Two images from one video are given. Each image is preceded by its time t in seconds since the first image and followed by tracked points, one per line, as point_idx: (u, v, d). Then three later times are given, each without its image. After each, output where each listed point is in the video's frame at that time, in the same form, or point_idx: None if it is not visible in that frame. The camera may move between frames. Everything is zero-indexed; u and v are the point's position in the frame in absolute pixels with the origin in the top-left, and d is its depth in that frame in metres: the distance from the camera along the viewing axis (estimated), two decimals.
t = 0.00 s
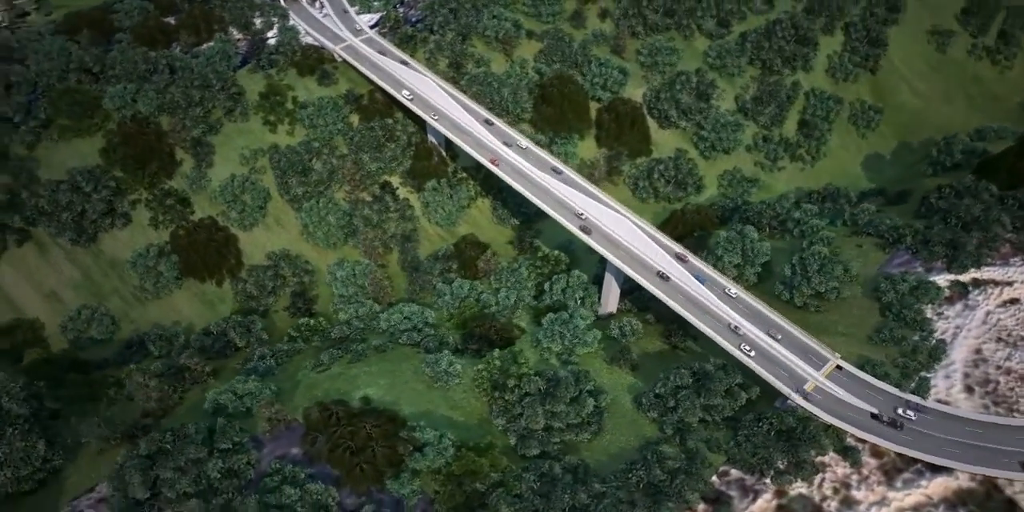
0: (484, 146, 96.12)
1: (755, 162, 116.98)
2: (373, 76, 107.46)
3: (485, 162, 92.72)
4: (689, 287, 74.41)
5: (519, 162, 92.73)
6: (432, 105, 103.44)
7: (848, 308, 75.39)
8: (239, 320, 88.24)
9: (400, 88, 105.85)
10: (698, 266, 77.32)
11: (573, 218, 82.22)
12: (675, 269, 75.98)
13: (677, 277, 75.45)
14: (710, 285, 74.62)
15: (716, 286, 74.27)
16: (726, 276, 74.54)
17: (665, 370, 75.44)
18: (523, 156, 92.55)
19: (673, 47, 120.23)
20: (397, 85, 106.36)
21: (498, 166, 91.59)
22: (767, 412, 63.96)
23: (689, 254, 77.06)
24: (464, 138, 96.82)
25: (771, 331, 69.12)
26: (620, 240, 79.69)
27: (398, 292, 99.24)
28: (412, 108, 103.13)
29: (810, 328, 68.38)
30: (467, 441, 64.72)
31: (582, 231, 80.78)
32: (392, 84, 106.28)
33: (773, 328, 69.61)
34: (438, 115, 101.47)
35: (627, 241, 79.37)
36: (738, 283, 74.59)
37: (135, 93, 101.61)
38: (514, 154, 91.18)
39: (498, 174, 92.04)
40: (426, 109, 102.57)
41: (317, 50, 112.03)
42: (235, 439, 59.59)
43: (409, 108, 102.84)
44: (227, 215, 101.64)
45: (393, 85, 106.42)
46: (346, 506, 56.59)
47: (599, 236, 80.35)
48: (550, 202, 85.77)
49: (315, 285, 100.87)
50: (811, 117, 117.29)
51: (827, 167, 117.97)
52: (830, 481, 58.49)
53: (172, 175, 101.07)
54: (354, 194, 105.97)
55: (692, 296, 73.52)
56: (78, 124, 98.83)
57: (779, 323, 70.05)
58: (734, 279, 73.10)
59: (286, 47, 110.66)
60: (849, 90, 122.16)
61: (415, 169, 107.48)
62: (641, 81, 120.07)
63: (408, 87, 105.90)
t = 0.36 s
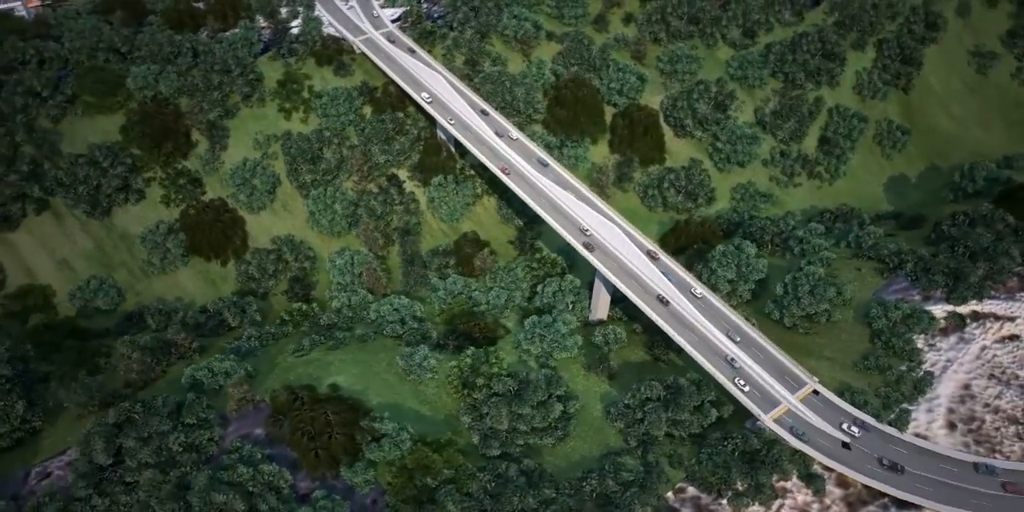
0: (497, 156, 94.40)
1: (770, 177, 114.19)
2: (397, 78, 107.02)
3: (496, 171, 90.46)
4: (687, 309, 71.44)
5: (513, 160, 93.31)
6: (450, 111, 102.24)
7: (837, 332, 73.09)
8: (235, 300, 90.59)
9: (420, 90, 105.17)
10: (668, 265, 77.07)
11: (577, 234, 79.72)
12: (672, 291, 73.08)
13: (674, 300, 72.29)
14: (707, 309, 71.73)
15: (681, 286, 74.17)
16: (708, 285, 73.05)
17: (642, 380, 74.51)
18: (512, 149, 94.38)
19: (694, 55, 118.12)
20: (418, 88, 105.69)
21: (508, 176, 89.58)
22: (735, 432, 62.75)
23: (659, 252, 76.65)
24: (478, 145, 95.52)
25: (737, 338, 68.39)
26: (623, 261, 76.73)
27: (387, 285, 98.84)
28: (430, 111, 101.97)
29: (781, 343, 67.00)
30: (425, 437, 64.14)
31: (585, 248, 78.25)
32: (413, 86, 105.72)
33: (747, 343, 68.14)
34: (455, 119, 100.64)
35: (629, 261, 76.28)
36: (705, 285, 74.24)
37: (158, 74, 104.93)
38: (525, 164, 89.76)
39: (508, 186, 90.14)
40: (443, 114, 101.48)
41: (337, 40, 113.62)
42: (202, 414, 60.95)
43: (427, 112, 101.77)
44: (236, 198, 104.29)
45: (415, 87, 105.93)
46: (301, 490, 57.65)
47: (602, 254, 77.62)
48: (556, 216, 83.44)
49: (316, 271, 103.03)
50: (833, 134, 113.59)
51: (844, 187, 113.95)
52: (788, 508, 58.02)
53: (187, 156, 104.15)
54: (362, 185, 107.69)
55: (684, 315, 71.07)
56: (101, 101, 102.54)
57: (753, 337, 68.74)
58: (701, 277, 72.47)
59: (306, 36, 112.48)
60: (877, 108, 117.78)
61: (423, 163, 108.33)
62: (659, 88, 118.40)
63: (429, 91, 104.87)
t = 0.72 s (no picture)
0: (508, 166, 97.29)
1: (784, 193, 111.31)
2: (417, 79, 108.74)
3: (506, 183, 93.59)
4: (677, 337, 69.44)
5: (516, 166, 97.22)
6: (467, 116, 105.03)
7: (823, 356, 71.09)
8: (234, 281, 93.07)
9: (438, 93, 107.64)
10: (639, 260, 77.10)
11: (579, 251, 76.56)
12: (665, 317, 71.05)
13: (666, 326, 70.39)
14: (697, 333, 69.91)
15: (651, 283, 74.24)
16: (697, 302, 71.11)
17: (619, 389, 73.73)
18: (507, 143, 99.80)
19: (715, 65, 115.82)
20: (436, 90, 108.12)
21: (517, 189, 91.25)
22: (699, 449, 61.95)
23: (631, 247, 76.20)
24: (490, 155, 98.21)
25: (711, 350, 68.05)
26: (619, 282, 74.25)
27: (383, 277, 99.30)
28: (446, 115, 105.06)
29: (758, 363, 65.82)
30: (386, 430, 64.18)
31: (584, 266, 75.30)
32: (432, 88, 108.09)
33: (726, 363, 67.02)
34: (468, 126, 103.62)
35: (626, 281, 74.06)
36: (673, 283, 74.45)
37: (181, 58, 108.24)
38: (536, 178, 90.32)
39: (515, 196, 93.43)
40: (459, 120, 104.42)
41: (357, 32, 115.08)
42: (173, 389, 62.85)
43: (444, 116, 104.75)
44: (248, 182, 107.00)
45: (432, 88, 108.22)
46: (258, 469, 58.87)
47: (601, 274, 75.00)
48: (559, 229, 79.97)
49: (318, 258, 105.03)
50: (853, 153, 109.84)
51: (861, 209, 110.27)
52: None
53: (204, 138, 107.48)
54: (370, 176, 108.98)
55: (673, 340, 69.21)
56: (126, 80, 106.29)
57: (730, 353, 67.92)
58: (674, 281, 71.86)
59: (328, 27, 114.27)
60: (904, 129, 113.44)
61: (431, 158, 108.72)
62: (677, 96, 116.59)
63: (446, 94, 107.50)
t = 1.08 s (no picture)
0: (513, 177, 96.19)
1: (797, 210, 108.29)
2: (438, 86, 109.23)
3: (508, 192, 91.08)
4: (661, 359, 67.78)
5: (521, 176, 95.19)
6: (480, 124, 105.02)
7: (804, 379, 69.27)
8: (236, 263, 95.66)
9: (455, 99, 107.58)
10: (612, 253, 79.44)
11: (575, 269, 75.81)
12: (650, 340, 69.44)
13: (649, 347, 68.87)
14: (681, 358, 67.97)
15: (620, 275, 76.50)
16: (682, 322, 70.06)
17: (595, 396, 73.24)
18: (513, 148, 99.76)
19: (735, 75, 113.44)
20: (453, 96, 108.20)
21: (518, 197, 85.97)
22: (659, 463, 61.48)
23: (605, 241, 79.07)
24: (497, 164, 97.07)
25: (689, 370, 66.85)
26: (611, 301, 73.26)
27: (380, 269, 100.27)
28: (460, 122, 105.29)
29: (731, 383, 64.52)
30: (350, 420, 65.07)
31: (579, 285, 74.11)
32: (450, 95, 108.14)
33: (703, 384, 65.55)
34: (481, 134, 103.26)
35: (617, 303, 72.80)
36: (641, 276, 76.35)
37: (206, 42, 111.34)
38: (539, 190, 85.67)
39: (517, 206, 89.86)
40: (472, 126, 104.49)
41: (378, 25, 116.48)
42: (150, 362, 64.76)
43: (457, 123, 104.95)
44: (261, 166, 109.58)
45: (450, 96, 108.19)
46: (219, 446, 60.26)
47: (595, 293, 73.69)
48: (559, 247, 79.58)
49: (322, 245, 106.89)
50: (872, 173, 106.17)
51: (876, 231, 106.54)
52: None
53: (223, 122, 110.64)
54: (379, 167, 110.27)
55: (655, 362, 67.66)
56: (152, 61, 110.00)
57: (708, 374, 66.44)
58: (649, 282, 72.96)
59: (351, 20, 116.07)
60: (931, 152, 108.79)
61: (441, 153, 109.35)
62: (695, 105, 114.68)
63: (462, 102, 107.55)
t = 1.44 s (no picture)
0: (517, 190, 100.09)
1: (809, 231, 104.71)
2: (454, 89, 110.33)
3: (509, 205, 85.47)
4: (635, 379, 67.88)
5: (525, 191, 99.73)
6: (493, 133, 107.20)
7: (776, 404, 67.97)
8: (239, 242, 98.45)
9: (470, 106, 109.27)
10: (590, 245, 82.02)
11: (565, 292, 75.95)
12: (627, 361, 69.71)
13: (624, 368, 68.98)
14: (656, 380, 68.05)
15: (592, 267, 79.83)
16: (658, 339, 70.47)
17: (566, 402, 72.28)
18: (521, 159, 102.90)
19: (757, 89, 110.54)
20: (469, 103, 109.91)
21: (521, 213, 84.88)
22: (612, 476, 61.36)
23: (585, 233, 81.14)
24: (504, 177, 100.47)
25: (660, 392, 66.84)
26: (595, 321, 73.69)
27: (377, 260, 101.05)
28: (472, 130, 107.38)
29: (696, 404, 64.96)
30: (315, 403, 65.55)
31: (568, 308, 74.37)
32: (465, 100, 109.66)
33: (671, 403, 66.21)
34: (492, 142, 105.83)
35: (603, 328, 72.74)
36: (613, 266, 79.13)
37: (235, 27, 114.66)
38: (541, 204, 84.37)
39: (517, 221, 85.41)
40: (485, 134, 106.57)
41: (403, 19, 117.84)
42: (130, 331, 67.00)
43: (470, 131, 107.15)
44: (277, 150, 112.38)
45: (466, 101, 109.84)
46: (185, 417, 62.22)
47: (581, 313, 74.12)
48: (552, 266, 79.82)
49: (328, 231, 108.87)
50: (891, 199, 101.92)
51: (892, 259, 102.02)
52: None
53: (244, 105, 113.96)
54: (390, 158, 111.52)
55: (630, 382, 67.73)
56: (183, 43, 114.07)
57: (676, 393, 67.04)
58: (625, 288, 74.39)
59: (377, 12, 117.18)
60: (959, 181, 103.28)
61: (451, 149, 110.14)
62: (713, 117, 112.33)
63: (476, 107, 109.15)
